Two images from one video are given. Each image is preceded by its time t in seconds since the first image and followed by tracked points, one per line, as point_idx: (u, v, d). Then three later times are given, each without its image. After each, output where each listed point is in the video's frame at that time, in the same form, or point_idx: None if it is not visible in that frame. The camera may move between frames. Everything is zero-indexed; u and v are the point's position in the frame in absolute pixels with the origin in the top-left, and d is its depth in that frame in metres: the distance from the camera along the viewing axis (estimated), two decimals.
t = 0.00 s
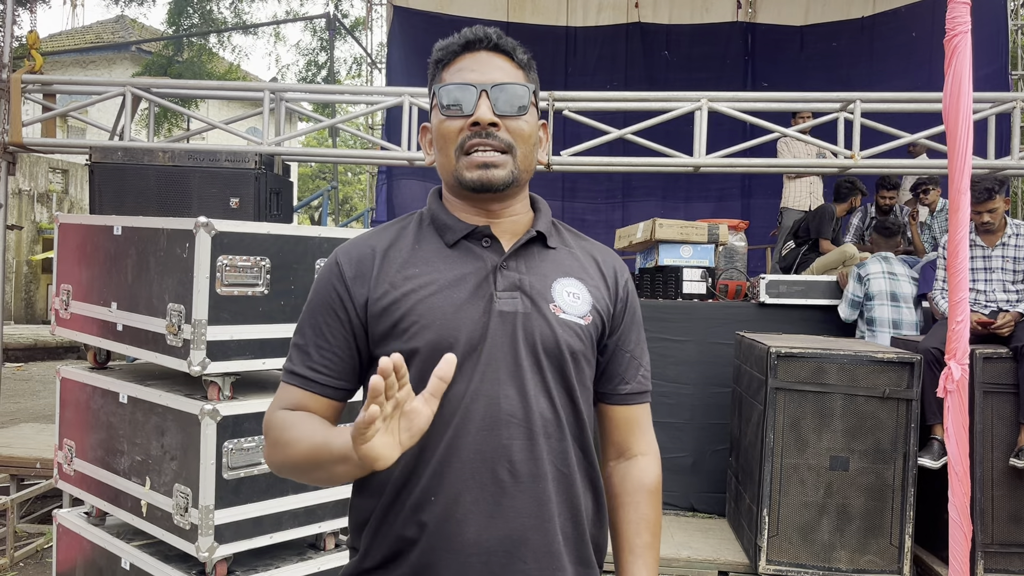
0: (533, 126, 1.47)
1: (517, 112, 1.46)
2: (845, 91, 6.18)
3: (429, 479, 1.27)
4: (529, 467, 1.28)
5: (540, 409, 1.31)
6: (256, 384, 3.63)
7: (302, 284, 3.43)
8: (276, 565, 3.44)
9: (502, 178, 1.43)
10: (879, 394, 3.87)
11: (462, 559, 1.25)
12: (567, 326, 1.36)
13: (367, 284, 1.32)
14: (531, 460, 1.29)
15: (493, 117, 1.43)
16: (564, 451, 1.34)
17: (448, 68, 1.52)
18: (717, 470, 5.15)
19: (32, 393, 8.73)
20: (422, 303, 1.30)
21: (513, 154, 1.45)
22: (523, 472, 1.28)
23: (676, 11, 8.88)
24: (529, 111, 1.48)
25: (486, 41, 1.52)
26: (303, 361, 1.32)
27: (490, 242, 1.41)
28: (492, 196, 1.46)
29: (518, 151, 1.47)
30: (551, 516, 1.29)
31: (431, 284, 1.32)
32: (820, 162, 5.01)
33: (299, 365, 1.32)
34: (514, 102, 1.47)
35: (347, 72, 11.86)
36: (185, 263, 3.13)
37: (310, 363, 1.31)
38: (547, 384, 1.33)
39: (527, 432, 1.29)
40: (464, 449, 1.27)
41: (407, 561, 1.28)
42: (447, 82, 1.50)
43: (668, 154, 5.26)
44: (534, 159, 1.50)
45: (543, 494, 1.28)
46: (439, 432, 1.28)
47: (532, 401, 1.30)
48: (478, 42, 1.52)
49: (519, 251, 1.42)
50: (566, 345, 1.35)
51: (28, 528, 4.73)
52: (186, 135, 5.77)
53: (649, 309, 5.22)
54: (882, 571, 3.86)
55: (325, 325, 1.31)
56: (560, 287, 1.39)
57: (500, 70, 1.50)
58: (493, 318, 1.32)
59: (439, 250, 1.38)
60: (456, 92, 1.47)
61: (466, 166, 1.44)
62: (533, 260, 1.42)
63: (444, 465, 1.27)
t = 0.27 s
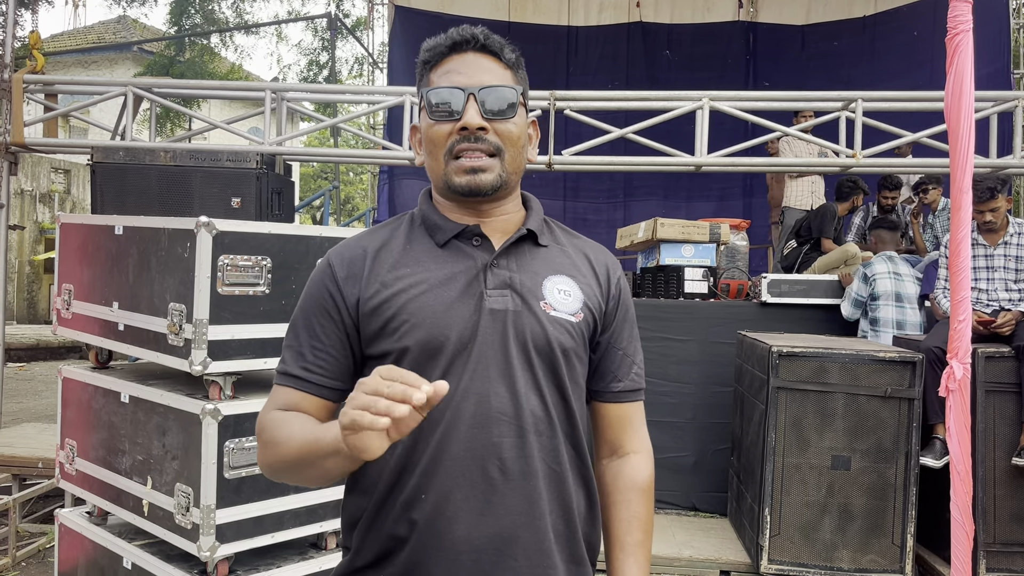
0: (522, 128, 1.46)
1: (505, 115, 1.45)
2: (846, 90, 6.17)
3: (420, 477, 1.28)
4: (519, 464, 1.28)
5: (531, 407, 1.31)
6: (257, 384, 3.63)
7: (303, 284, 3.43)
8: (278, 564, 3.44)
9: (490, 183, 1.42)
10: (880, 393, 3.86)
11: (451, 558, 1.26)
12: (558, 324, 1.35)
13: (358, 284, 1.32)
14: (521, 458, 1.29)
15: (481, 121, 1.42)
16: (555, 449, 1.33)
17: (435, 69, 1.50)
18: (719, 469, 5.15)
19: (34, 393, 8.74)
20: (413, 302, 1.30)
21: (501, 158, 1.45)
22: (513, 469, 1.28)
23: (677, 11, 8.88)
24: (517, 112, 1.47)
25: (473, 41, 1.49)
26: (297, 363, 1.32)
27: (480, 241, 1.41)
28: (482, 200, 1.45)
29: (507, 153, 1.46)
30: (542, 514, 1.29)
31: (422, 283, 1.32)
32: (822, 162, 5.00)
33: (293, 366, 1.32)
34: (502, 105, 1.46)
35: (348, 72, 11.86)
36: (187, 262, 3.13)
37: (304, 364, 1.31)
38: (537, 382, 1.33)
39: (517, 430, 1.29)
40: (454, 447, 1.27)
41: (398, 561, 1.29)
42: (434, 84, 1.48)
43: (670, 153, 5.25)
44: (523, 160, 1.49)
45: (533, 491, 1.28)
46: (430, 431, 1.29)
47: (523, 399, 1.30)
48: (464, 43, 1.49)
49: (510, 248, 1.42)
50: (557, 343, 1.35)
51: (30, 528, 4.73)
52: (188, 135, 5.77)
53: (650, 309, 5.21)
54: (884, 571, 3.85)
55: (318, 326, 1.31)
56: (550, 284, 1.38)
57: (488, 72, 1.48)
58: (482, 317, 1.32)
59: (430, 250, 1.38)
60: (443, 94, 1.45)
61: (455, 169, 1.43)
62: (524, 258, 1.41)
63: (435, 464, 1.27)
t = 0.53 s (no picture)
0: (508, 126, 1.44)
1: (491, 112, 1.43)
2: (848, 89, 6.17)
3: (410, 478, 1.27)
4: (508, 463, 1.29)
5: (519, 406, 1.31)
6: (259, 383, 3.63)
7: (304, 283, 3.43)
8: (280, 563, 3.44)
9: (476, 188, 1.39)
10: (882, 392, 3.86)
11: (443, 558, 1.25)
12: (545, 323, 1.36)
13: (346, 282, 1.31)
14: (510, 456, 1.29)
15: (467, 119, 1.40)
16: (544, 446, 1.34)
17: (420, 67, 1.48)
18: (721, 468, 5.15)
19: (37, 393, 8.74)
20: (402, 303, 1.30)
21: (487, 159, 1.42)
22: (502, 468, 1.28)
23: (679, 10, 8.88)
24: (503, 110, 1.44)
25: (458, 38, 1.47)
26: (284, 358, 1.30)
27: (467, 241, 1.41)
28: (471, 206, 1.43)
29: (493, 154, 1.43)
30: (532, 511, 1.29)
31: (411, 284, 1.33)
32: (823, 160, 5.00)
33: (280, 357, 1.30)
34: (488, 103, 1.43)
35: (350, 72, 11.87)
36: (188, 262, 3.13)
37: (291, 359, 1.29)
38: (526, 381, 1.33)
39: (505, 429, 1.29)
40: (443, 447, 1.26)
41: (390, 560, 1.28)
42: (419, 81, 1.46)
43: (671, 153, 5.25)
44: (509, 159, 1.47)
45: (523, 489, 1.29)
46: (419, 430, 1.28)
47: (511, 398, 1.30)
48: (449, 40, 1.48)
49: (496, 248, 1.42)
50: (544, 342, 1.35)
51: (33, 527, 4.73)
52: (190, 135, 5.77)
53: (651, 308, 5.21)
54: (886, 570, 3.85)
55: (306, 323, 1.30)
56: (537, 283, 1.38)
57: (474, 69, 1.46)
58: (470, 318, 1.32)
59: (416, 250, 1.38)
60: (427, 92, 1.43)
61: (442, 170, 1.40)
62: (510, 258, 1.41)
63: (424, 464, 1.26)
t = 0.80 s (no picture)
0: (492, 124, 1.42)
1: (475, 110, 1.42)
2: (850, 87, 6.17)
3: (394, 478, 1.22)
4: (493, 460, 1.25)
5: (502, 404, 1.28)
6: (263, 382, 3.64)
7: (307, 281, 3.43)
8: (282, 562, 3.45)
9: (462, 183, 1.38)
10: (885, 390, 3.86)
11: (429, 559, 1.20)
12: (527, 320, 1.33)
13: (326, 281, 1.29)
14: (495, 454, 1.25)
15: (452, 117, 1.38)
16: (529, 444, 1.30)
17: (403, 65, 1.45)
18: (723, 467, 5.15)
19: (41, 392, 8.77)
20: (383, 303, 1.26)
21: (471, 155, 1.41)
22: (487, 466, 1.24)
23: (680, 9, 8.88)
24: (488, 108, 1.43)
25: (441, 36, 1.45)
26: (263, 359, 1.27)
27: (448, 239, 1.38)
28: (452, 199, 1.40)
29: (477, 150, 1.42)
30: (517, 510, 1.25)
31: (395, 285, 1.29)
32: (825, 159, 4.99)
33: (258, 355, 1.27)
34: (472, 101, 1.42)
35: (352, 72, 11.89)
36: (190, 261, 3.14)
37: (271, 360, 1.27)
38: (509, 378, 1.29)
39: (489, 427, 1.26)
40: (427, 447, 1.22)
41: (377, 561, 1.23)
42: (402, 79, 1.43)
43: (673, 152, 5.25)
44: (492, 157, 1.46)
45: (508, 488, 1.25)
46: (403, 430, 1.24)
47: (494, 396, 1.27)
48: (433, 38, 1.46)
49: (478, 246, 1.39)
50: (527, 339, 1.32)
51: (36, 526, 4.75)
52: (193, 135, 5.78)
53: (653, 307, 5.21)
54: (888, 569, 3.85)
55: (285, 323, 1.27)
56: (519, 281, 1.35)
57: (458, 68, 1.44)
58: (452, 316, 1.28)
59: (397, 249, 1.35)
60: (411, 89, 1.40)
61: (425, 169, 1.38)
62: (493, 255, 1.38)
63: (408, 465, 1.22)
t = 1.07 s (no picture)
0: (471, 120, 1.40)
1: (455, 106, 1.39)
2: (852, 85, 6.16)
3: (374, 478, 1.20)
4: (473, 458, 1.22)
5: (482, 403, 1.25)
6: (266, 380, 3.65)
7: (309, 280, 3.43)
8: (285, 560, 3.45)
9: (442, 182, 1.35)
10: (887, 389, 3.86)
11: (409, 557, 1.18)
12: (507, 318, 1.30)
13: (305, 285, 1.25)
14: (474, 452, 1.23)
15: (432, 113, 1.35)
16: (509, 442, 1.28)
17: (380, 62, 1.42)
18: (726, 465, 5.16)
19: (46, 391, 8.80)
20: (361, 303, 1.23)
21: (451, 153, 1.38)
22: (466, 464, 1.22)
23: (682, 7, 8.88)
24: (468, 107, 1.41)
25: (419, 34, 1.42)
26: (242, 363, 1.24)
27: (427, 238, 1.35)
28: (432, 196, 1.38)
29: (456, 148, 1.39)
30: (498, 507, 1.23)
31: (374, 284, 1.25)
32: (828, 157, 4.98)
33: (239, 361, 1.24)
34: (451, 99, 1.39)
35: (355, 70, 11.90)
36: (193, 260, 3.14)
37: (252, 365, 1.23)
38: (488, 377, 1.26)
39: (469, 425, 1.23)
40: (406, 446, 1.20)
41: (356, 560, 1.20)
42: (379, 76, 1.40)
43: (675, 150, 5.25)
44: (471, 155, 1.44)
45: (488, 485, 1.23)
46: (383, 430, 1.21)
47: (473, 395, 1.24)
48: (410, 34, 1.43)
49: (456, 245, 1.36)
50: (507, 338, 1.29)
51: (40, 525, 4.76)
52: (196, 134, 5.79)
53: (656, 306, 5.21)
54: (892, 567, 3.85)
55: (264, 326, 1.23)
56: (498, 279, 1.32)
57: (435, 64, 1.42)
58: (431, 315, 1.25)
59: (375, 249, 1.31)
60: (389, 87, 1.37)
61: (405, 166, 1.35)
62: (471, 253, 1.36)
63: (387, 465, 1.20)
